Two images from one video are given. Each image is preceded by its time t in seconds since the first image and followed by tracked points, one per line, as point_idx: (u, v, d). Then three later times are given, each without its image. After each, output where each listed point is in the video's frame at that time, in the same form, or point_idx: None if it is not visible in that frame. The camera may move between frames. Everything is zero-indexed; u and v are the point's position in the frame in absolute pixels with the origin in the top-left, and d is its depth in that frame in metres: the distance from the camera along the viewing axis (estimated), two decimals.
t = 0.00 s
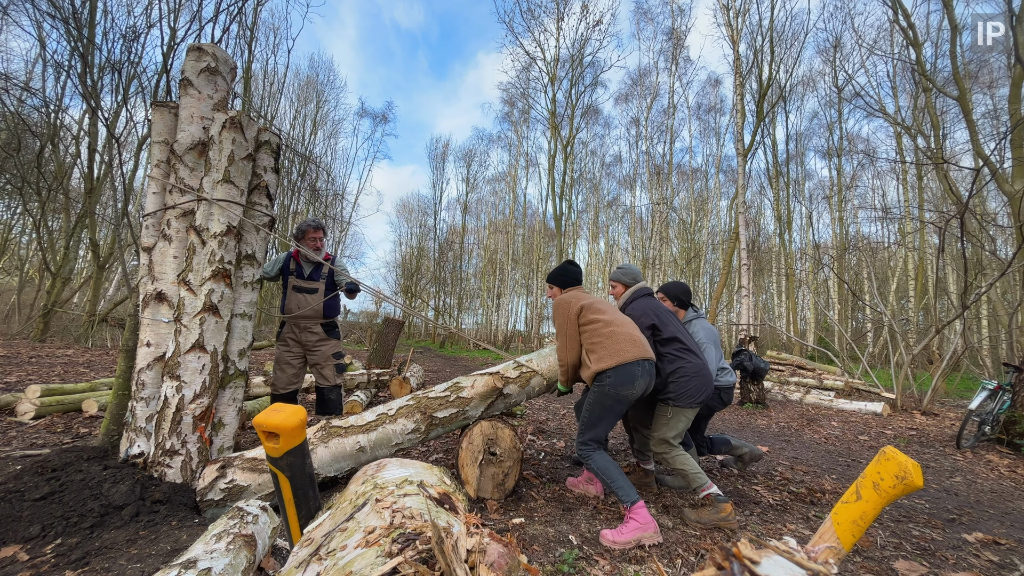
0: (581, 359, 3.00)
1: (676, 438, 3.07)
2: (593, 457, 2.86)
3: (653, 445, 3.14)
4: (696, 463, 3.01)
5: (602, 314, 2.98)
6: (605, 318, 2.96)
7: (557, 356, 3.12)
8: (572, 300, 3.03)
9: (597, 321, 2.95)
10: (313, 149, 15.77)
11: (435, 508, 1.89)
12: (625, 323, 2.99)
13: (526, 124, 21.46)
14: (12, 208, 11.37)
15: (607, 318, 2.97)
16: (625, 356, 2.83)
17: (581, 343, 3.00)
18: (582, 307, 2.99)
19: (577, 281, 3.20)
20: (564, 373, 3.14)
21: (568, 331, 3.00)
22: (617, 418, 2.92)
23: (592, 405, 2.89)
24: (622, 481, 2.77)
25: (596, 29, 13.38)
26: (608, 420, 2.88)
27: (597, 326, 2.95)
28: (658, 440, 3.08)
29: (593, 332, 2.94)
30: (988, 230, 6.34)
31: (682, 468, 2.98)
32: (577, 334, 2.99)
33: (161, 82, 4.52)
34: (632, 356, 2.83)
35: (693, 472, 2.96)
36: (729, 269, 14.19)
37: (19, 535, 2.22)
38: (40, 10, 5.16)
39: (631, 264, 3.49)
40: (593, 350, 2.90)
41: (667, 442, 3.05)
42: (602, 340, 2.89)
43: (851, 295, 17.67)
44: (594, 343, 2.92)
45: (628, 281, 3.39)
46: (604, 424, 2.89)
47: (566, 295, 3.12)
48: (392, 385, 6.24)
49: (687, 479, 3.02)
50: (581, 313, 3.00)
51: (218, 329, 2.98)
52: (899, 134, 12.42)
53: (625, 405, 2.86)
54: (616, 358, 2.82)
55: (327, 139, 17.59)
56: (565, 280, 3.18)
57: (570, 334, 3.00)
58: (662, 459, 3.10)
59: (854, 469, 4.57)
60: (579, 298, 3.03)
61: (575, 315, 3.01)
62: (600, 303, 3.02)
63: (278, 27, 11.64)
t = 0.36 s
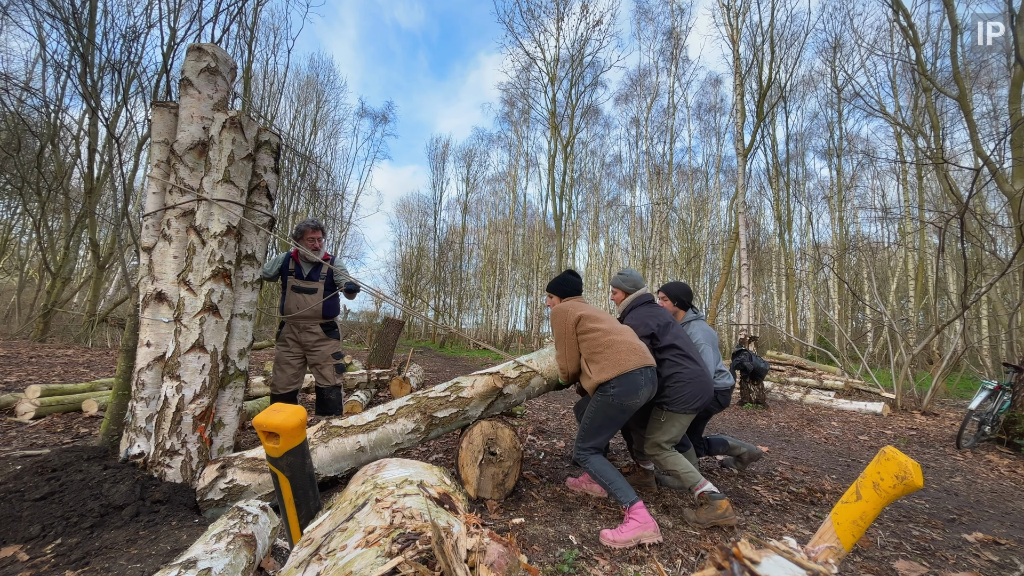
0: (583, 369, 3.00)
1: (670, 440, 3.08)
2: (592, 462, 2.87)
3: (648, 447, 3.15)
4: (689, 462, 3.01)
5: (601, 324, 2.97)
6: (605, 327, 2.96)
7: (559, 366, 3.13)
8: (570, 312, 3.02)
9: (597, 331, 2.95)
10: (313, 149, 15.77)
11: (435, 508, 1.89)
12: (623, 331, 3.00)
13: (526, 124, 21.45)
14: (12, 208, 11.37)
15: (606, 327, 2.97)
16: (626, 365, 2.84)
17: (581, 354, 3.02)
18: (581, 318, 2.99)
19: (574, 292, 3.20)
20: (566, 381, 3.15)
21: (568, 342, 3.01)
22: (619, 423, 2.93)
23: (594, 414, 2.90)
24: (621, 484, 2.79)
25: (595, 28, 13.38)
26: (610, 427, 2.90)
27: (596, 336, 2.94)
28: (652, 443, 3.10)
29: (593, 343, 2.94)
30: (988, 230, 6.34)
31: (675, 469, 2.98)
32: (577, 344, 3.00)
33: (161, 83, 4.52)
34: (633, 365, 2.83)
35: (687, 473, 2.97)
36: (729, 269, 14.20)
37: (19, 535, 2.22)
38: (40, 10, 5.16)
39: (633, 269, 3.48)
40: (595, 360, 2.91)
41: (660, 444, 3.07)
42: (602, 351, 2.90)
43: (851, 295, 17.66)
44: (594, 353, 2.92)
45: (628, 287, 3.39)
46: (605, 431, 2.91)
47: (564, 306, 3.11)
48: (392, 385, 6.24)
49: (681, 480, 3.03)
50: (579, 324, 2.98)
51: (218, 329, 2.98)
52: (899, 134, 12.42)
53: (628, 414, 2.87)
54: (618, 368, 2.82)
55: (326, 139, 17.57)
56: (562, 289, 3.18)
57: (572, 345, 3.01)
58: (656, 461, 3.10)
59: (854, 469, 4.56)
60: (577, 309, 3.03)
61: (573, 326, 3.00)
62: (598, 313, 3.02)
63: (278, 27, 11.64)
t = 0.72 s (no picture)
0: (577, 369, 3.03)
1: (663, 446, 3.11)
2: (586, 464, 2.89)
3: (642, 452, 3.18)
4: (681, 466, 3.04)
5: (591, 324, 2.97)
6: (594, 326, 2.96)
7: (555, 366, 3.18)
8: (560, 313, 3.04)
9: (586, 331, 2.95)
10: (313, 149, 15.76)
11: (435, 508, 1.90)
12: (614, 329, 2.99)
13: (526, 124, 21.47)
14: (12, 208, 11.38)
15: (595, 327, 2.97)
16: (614, 364, 2.85)
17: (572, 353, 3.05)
18: (571, 318, 3.00)
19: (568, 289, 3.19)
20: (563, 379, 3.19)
21: (560, 343, 3.04)
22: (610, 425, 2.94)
23: (586, 414, 2.94)
24: (617, 484, 2.80)
25: (595, 28, 13.38)
26: (600, 429, 2.92)
27: (586, 336, 2.96)
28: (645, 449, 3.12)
29: (583, 343, 2.95)
30: (988, 230, 6.33)
31: (669, 473, 3.01)
32: (568, 344, 3.02)
33: (162, 83, 4.53)
34: (621, 365, 2.84)
35: (682, 476, 2.99)
36: (729, 269, 14.20)
37: (19, 535, 2.22)
38: (40, 10, 5.16)
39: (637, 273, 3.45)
40: (586, 360, 2.93)
41: (653, 451, 3.09)
42: (591, 352, 2.91)
43: (852, 295, 17.66)
44: (584, 354, 2.94)
45: (629, 290, 3.38)
46: (597, 432, 2.93)
47: (556, 306, 3.13)
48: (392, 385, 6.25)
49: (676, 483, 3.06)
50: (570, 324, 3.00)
51: (218, 329, 2.98)
52: (899, 134, 12.42)
53: (618, 412, 2.89)
54: (605, 369, 2.84)
55: (327, 139, 17.56)
56: (556, 286, 3.18)
57: (563, 346, 3.04)
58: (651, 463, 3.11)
59: (854, 469, 4.56)
60: (567, 310, 3.03)
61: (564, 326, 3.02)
62: (589, 312, 3.01)
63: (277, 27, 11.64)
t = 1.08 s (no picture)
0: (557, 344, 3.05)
1: (664, 427, 3.06)
2: (567, 443, 2.89)
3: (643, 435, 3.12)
4: (686, 458, 2.98)
5: (577, 301, 2.97)
6: (580, 306, 2.96)
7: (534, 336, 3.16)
8: (546, 286, 3.00)
9: (572, 309, 2.96)
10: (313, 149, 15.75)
11: (435, 508, 1.89)
12: (598, 307, 3.01)
13: (526, 124, 21.48)
14: (12, 208, 11.39)
15: (581, 305, 2.97)
16: (598, 345, 2.90)
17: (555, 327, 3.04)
18: (557, 293, 2.99)
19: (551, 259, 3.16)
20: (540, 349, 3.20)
21: (544, 317, 3.01)
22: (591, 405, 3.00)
23: (565, 391, 2.99)
24: (595, 464, 2.83)
25: (595, 29, 13.39)
26: (581, 407, 2.97)
27: (572, 315, 2.96)
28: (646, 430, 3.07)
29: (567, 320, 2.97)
30: (988, 230, 6.33)
31: (673, 463, 2.95)
32: (551, 319, 3.00)
33: (162, 82, 4.53)
34: (603, 346, 2.90)
35: (684, 467, 2.94)
36: (729, 269, 14.22)
37: (19, 535, 2.22)
38: (40, 10, 5.16)
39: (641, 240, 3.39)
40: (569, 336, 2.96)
41: (655, 432, 3.04)
42: (575, 331, 2.94)
43: (852, 295, 17.66)
44: (568, 331, 2.96)
45: (630, 259, 3.33)
46: (579, 410, 2.97)
47: (541, 277, 3.09)
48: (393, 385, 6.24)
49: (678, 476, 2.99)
50: (557, 300, 2.98)
51: (218, 329, 2.98)
52: (899, 134, 12.43)
53: (598, 390, 2.97)
54: (589, 349, 2.89)
55: (327, 139, 17.56)
56: (541, 254, 3.13)
57: (546, 320, 3.00)
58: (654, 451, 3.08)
59: (854, 469, 4.56)
60: (554, 284, 3.00)
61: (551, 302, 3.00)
62: (575, 289, 3.01)
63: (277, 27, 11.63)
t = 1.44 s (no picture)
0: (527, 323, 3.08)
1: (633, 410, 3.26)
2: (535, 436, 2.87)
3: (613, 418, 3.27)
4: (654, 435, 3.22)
5: (558, 285, 2.91)
6: (563, 290, 2.91)
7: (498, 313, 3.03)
8: (525, 266, 2.87)
9: (554, 293, 2.90)
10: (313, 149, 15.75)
11: (435, 508, 1.89)
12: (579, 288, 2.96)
13: (526, 124, 21.47)
14: (12, 208, 11.39)
15: (563, 287, 2.92)
16: (576, 330, 2.89)
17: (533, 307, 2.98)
18: (536, 273, 2.89)
19: (531, 230, 2.98)
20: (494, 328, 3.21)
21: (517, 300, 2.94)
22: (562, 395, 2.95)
23: (540, 376, 2.93)
24: (555, 462, 2.85)
25: (595, 29, 13.38)
26: (552, 394, 2.92)
27: (554, 298, 2.92)
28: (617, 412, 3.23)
29: (546, 303, 2.94)
30: (988, 230, 6.33)
31: (642, 441, 3.18)
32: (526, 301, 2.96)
33: (162, 82, 4.53)
34: (582, 332, 2.89)
35: (653, 445, 3.17)
36: (729, 269, 14.22)
37: (19, 535, 2.22)
38: (41, 10, 5.16)
39: (650, 238, 3.37)
40: (547, 319, 2.94)
41: (625, 414, 3.21)
42: (556, 314, 2.90)
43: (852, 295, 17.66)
44: (548, 313, 2.94)
45: (639, 256, 3.30)
46: (550, 400, 2.91)
47: (520, 253, 2.94)
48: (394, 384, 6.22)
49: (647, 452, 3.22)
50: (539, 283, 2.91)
51: (218, 330, 2.97)
52: (899, 134, 12.43)
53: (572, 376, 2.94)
54: (568, 334, 2.88)
55: (327, 139, 17.53)
56: (520, 226, 2.92)
57: (515, 302, 2.94)
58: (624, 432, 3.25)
59: (854, 469, 4.56)
60: (535, 265, 2.90)
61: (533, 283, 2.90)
62: (557, 270, 2.92)
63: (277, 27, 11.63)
